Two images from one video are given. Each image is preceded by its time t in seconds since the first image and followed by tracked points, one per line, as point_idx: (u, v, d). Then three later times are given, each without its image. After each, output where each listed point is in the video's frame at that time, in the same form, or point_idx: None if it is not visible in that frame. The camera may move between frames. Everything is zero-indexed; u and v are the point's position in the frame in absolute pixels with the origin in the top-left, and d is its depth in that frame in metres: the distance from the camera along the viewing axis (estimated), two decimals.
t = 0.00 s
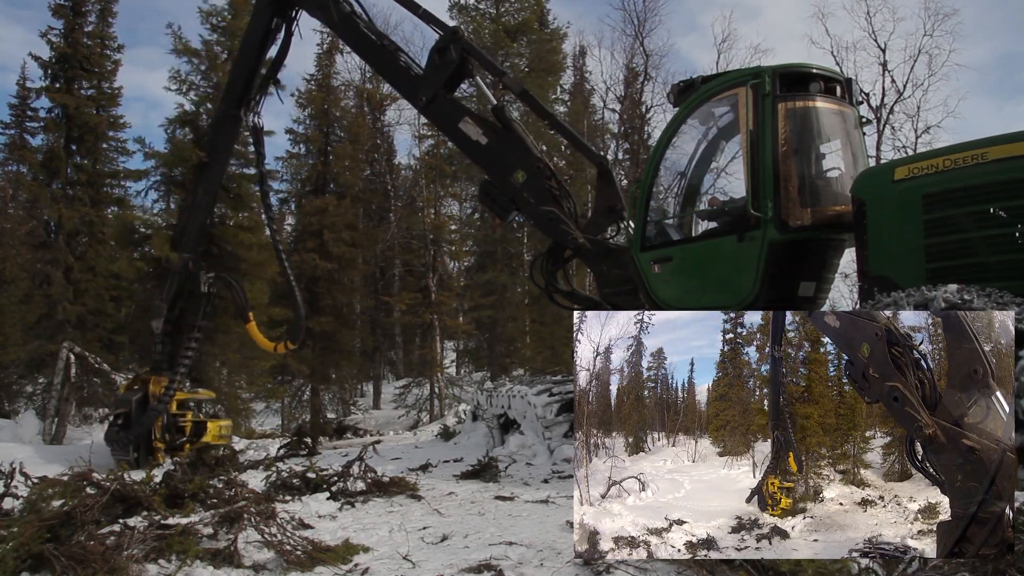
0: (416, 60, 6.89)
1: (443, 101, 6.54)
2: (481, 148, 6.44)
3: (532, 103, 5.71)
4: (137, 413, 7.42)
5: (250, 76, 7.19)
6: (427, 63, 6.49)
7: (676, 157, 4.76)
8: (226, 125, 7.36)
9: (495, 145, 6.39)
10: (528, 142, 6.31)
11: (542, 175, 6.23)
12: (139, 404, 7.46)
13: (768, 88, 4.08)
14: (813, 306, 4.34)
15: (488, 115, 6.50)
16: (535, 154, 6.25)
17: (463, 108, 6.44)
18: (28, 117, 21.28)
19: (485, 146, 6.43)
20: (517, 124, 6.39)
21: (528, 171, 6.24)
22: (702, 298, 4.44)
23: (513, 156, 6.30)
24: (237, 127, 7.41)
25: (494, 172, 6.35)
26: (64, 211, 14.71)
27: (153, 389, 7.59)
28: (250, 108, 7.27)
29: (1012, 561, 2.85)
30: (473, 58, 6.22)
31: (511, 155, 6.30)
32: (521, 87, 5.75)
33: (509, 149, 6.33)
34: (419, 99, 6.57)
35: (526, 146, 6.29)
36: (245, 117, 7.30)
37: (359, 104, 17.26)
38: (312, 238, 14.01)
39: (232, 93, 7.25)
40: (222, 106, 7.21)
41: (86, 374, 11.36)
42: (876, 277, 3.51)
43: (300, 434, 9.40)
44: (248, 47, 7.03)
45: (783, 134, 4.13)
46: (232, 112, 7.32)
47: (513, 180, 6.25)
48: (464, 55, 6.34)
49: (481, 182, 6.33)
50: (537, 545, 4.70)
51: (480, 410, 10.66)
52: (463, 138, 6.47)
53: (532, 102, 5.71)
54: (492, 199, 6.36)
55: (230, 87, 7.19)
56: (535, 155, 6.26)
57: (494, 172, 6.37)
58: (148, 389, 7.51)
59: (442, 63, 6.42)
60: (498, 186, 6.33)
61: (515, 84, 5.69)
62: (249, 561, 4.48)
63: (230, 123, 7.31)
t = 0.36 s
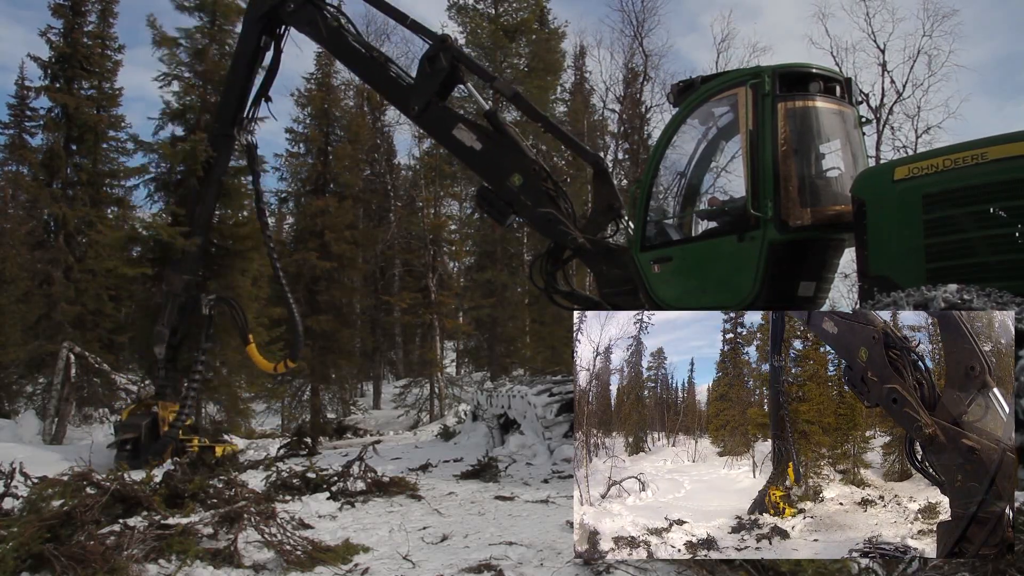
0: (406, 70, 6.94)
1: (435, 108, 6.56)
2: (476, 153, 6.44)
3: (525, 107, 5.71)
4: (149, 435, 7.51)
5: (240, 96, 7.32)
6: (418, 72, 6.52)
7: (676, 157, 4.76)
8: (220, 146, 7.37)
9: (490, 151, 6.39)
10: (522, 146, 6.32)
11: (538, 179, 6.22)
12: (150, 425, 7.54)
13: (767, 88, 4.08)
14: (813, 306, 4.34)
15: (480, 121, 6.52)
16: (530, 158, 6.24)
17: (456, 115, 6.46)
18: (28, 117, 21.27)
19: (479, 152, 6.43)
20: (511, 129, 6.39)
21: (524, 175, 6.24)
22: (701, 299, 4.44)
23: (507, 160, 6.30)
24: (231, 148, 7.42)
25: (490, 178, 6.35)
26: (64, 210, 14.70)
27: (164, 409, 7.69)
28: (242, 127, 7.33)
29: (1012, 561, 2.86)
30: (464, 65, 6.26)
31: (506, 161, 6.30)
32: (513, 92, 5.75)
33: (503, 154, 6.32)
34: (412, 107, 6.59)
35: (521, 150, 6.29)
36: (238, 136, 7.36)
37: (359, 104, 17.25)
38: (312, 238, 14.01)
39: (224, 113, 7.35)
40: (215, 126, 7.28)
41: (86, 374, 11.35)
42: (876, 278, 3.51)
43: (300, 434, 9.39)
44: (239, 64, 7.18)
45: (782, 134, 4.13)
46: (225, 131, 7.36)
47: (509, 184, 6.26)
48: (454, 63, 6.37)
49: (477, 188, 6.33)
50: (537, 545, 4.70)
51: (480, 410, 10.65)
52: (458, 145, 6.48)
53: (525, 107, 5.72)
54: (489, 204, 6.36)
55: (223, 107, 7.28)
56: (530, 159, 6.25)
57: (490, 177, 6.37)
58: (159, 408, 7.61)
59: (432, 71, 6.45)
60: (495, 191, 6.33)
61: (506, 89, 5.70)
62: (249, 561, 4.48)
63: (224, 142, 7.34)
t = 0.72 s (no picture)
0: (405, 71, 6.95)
1: (434, 109, 6.57)
2: (475, 153, 6.43)
3: (524, 107, 5.72)
4: (154, 442, 7.50)
5: (238, 98, 7.31)
6: (416, 73, 6.54)
7: (676, 157, 4.76)
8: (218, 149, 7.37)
9: (489, 151, 6.39)
10: (521, 146, 6.31)
11: (538, 178, 6.22)
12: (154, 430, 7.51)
13: (768, 88, 4.08)
14: (813, 306, 4.34)
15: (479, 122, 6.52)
16: (530, 158, 6.24)
17: (455, 116, 6.46)
18: (28, 117, 21.29)
19: (479, 152, 6.43)
20: (510, 129, 6.40)
21: (524, 175, 6.24)
22: (701, 299, 4.44)
23: (506, 161, 6.30)
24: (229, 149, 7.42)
25: (489, 178, 6.34)
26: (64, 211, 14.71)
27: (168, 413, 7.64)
28: (239, 129, 7.32)
29: (1013, 562, 2.86)
30: (462, 66, 6.28)
31: (506, 161, 6.30)
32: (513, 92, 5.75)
33: (502, 154, 6.32)
34: (411, 108, 6.60)
35: (520, 150, 6.29)
36: (236, 138, 7.35)
37: (358, 104, 17.26)
38: (311, 238, 13.99)
39: (222, 116, 7.35)
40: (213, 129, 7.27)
41: (86, 373, 11.34)
42: (876, 278, 3.51)
43: (300, 434, 9.39)
44: (237, 66, 7.16)
45: (783, 135, 4.12)
46: (222, 134, 7.34)
47: (509, 184, 6.25)
48: (453, 64, 6.40)
49: (477, 189, 6.32)
50: (537, 545, 4.70)
51: (480, 410, 10.66)
52: (457, 145, 6.48)
53: (524, 107, 5.73)
54: (489, 204, 6.37)
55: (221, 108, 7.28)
56: (530, 160, 6.25)
57: (490, 178, 6.37)
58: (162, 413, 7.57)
59: (431, 73, 6.47)
60: (495, 192, 6.33)
61: (504, 89, 5.71)
62: (249, 561, 4.48)
63: (222, 143, 7.33)
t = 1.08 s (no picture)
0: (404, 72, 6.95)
1: (434, 109, 6.57)
2: (475, 154, 6.43)
3: (525, 107, 5.71)
4: (155, 441, 7.51)
5: (239, 98, 7.31)
6: (416, 72, 6.54)
7: (676, 157, 4.76)
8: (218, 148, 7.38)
9: (490, 151, 6.39)
10: (522, 145, 6.31)
11: (538, 178, 6.21)
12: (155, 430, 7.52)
13: (768, 88, 4.07)
14: (813, 306, 4.34)
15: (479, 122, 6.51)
16: (530, 159, 6.24)
17: (455, 116, 6.46)
18: (28, 117, 21.28)
19: (479, 152, 6.42)
20: (510, 129, 6.40)
21: (524, 175, 6.24)
22: (701, 299, 4.44)
23: (506, 160, 6.30)
24: (229, 149, 7.43)
25: (489, 178, 6.34)
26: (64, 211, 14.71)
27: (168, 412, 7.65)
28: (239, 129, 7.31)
29: (1013, 562, 2.86)
30: (462, 66, 6.28)
31: (506, 161, 6.29)
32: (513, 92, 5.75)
33: (503, 155, 6.32)
34: (410, 108, 6.60)
35: (521, 150, 6.28)
36: (236, 138, 7.35)
37: (358, 104, 17.24)
38: (311, 238, 13.98)
39: (223, 116, 7.34)
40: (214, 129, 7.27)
41: (86, 373, 11.33)
42: (876, 278, 3.51)
43: (300, 434, 9.39)
44: (237, 66, 7.15)
45: (783, 134, 4.12)
46: (223, 134, 7.35)
47: (509, 184, 6.25)
48: (453, 64, 6.40)
49: (477, 189, 6.32)
50: (537, 545, 4.70)
51: (480, 410, 10.65)
52: (456, 145, 6.49)
53: (524, 107, 5.72)
54: (489, 204, 6.38)
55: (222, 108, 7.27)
56: (530, 160, 6.24)
57: (490, 177, 6.37)
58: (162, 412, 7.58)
59: (431, 73, 6.47)
60: (495, 191, 6.34)
61: (504, 88, 5.70)
62: (249, 561, 4.48)
63: (222, 144, 7.35)
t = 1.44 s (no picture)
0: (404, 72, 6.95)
1: (434, 109, 6.56)
2: (475, 154, 6.43)
3: (524, 107, 5.72)
4: (155, 441, 7.51)
5: (239, 98, 7.30)
6: (416, 72, 6.53)
7: (676, 157, 4.77)
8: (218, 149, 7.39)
9: (490, 151, 6.39)
10: (522, 146, 6.31)
11: (538, 178, 6.21)
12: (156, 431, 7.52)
13: (768, 88, 4.08)
14: (813, 306, 4.33)
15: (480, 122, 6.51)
16: (530, 159, 6.25)
17: (455, 116, 6.45)
18: (28, 117, 21.26)
19: (479, 152, 6.42)
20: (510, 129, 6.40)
21: (524, 175, 6.24)
22: (701, 299, 4.44)
23: (507, 161, 6.30)
24: (229, 148, 7.44)
25: (490, 178, 6.34)
26: (64, 210, 14.70)
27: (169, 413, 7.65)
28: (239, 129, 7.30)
29: (1013, 562, 2.86)
30: (462, 66, 6.28)
31: (506, 160, 6.30)
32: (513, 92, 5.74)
33: (504, 155, 6.31)
34: (410, 108, 6.59)
35: (520, 150, 6.29)
36: (236, 138, 7.36)
37: (358, 104, 17.21)
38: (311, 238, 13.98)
39: (223, 116, 7.35)
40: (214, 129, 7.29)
41: (86, 373, 11.32)
42: (876, 278, 3.51)
43: (300, 434, 9.39)
44: (238, 65, 7.16)
45: (783, 135, 4.12)
46: (223, 133, 7.35)
47: (509, 184, 6.25)
48: (453, 64, 6.40)
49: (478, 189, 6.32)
50: (537, 545, 4.70)
51: (480, 410, 10.65)
52: (456, 145, 6.48)
53: (525, 106, 5.71)
54: (489, 204, 6.38)
55: (221, 107, 7.27)
56: (529, 160, 6.25)
57: (489, 176, 6.37)
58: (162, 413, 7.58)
59: (431, 73, 6.48)
60: (495, 191, 6.34)
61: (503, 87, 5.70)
62: (249, 561, 4.48)
63: (222, 143, 7.36)
